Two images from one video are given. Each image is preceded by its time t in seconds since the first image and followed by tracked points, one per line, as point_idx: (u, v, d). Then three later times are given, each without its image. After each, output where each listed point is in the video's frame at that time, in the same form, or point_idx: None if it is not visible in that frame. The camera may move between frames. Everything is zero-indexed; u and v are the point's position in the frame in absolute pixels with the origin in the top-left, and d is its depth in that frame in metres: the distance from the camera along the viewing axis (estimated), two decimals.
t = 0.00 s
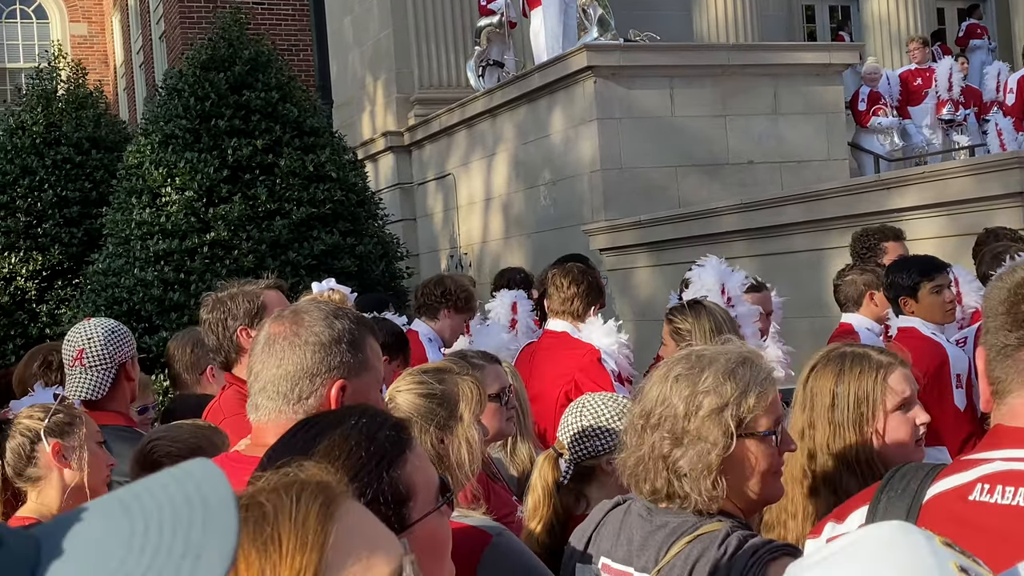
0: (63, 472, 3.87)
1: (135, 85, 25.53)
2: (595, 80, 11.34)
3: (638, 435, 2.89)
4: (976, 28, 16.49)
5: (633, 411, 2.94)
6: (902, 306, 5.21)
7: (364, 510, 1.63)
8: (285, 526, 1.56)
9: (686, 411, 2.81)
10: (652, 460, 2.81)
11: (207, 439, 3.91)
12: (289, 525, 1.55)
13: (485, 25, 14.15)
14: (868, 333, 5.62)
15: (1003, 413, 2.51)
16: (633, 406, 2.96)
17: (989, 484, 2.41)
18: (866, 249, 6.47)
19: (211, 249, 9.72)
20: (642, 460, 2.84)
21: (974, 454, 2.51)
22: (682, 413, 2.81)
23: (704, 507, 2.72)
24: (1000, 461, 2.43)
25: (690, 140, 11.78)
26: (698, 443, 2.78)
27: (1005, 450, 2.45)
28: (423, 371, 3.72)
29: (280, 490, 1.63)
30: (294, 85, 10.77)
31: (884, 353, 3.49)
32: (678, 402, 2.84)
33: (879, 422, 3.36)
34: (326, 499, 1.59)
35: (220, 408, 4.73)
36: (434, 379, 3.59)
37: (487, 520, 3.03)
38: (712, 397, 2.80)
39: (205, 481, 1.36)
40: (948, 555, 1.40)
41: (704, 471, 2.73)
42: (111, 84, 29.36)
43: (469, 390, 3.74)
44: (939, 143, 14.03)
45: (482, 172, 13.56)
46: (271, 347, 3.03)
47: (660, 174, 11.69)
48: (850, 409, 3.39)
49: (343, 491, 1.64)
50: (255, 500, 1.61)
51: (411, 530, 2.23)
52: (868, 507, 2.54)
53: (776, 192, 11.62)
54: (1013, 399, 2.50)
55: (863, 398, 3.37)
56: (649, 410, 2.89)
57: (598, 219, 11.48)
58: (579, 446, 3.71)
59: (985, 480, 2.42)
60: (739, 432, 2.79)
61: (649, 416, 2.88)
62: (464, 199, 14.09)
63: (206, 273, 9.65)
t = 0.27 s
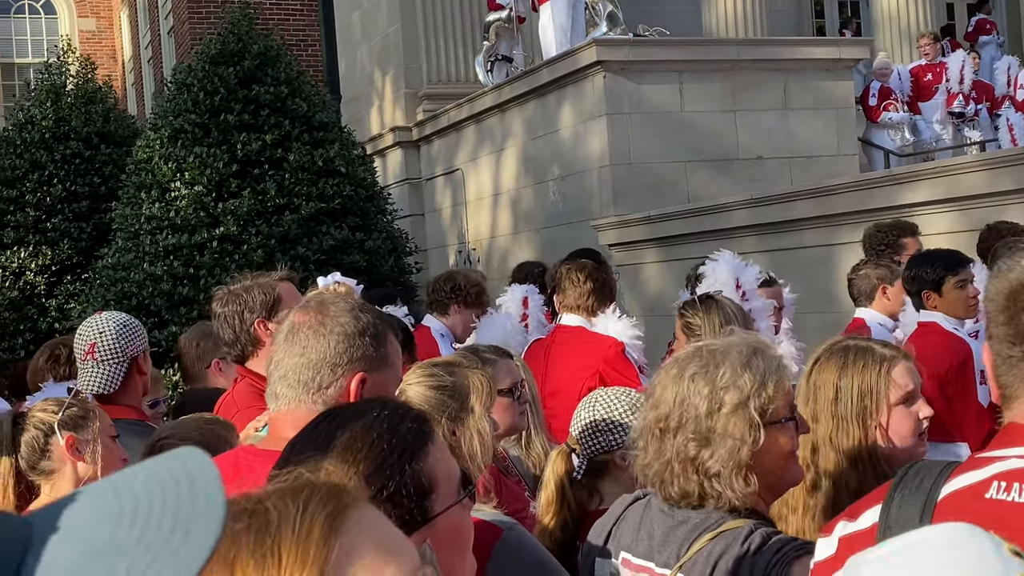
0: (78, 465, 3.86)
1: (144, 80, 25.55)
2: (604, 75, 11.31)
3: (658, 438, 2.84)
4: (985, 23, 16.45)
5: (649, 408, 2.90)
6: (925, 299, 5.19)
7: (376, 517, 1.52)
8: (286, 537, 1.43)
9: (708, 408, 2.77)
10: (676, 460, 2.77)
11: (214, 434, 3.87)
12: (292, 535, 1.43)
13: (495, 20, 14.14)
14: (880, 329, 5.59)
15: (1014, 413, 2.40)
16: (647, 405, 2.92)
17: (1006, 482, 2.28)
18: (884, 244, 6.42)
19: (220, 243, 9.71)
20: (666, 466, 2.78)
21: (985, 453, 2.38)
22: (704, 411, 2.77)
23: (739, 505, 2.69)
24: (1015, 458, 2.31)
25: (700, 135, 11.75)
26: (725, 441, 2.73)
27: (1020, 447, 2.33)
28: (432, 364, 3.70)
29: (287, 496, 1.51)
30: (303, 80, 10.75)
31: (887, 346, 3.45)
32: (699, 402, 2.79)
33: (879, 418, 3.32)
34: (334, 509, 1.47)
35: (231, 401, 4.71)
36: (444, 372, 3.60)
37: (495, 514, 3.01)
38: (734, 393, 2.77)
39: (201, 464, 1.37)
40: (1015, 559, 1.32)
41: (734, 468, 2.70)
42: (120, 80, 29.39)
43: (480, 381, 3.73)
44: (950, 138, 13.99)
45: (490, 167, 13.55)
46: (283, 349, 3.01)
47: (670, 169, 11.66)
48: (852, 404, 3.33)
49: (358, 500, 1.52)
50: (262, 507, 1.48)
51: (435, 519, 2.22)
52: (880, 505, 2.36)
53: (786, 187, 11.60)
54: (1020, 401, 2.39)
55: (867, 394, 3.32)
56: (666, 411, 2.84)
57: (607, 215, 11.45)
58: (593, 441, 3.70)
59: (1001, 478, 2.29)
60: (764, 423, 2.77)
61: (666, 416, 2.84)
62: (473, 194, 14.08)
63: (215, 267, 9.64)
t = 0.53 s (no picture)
0: (87, 459, 3.83)
1: (153, 76, 25.57)
2: (615, 70, 11.28)
3: (689, 428, 2.79)
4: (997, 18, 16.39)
5: (682, 397, 2.84)
6: (956, 294, 5.16)
7: (396, 517, 1.47)
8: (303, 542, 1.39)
9: (745, 401, 2.73)
10: (709, 450, 2.72)
11: (224, 427, 3.84)
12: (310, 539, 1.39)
13: (504, 15, 14.11)
14: (898, 324, 5.65)
15: None
16: (678, 395, 2.87)
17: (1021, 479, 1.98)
18: (908, 238, 6.37)
19: (230, 238, 9.70)
20: (694, 456, 2.74)
21: (1003, 452, 2.10)
22: (740, 404, 2.73)
23: (768, 499, 2.67)
24: None
25: (711, 131, 11.72)
26: (761, 434, 2.70)
27: None
28: (448, 357, 3.68)
29: (303, 497, 1.46)
30: (313, 75, 10.73)
31: (906, 340, 3.40)
32: (735, 395, 2.74)
33: (904, 408, 3.27)
34: (350, 511, 1.43)
35: (240, 397, 4.72)
36: (460, 365, 3.57)
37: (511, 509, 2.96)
38: (772, 388, 2.72)
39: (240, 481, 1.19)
40: None
41: (767, 463, 2.67)
42: (129, 75, 29.42)
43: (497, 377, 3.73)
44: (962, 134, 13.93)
45: (499, 163, 13.51)
46: (327, 335, 3.06)
47: (680, 164, 11.63)
48: (875, 395, 3.29)
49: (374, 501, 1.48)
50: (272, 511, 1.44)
51: (458, 513, 2.19)
52: (892, 508, 2.13)
53: (797, 183, 11.57)
54: None
55: (890, 384, 3.27)
56: (700, 401, 2.79)
57: (617, 210, 11.42)
58: (606, 437, 3.65)
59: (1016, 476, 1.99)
60: (797, 420, 2.73)
61: (700, 407, 2.79)
62: (482, 189, 14.05)
63: (225, 263, 9.64)
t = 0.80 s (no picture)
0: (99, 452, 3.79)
1: (167, 70, 25.63)
2: (629, 63, 11.25)
3: (696, 423, 2.74)
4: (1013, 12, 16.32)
5: (686, 392, 2.80)
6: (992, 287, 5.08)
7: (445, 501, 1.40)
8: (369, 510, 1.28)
9: (751, 392, 2.68)
10: (720, 444, 2.68)
11: (244, 416, 3.80)
12: (372, 504, 1.29)
13: (518, 9, 14.09)
14: (924, 317, 5.66)
15: None
16: (682, 389, 2.82)
17: None
18: (938, 231, 6.30)
19: (244, 232, 9.70)
20: (706, 450, 2.70)
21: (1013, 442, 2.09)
22: (746, 395, 2.68)
23: (782, 489, 2.64)
24: None
25: (725, 125, 11.68)
26: (770, 423, 2.66)
27: None
28: (468, 350, 3.66)
29: (352, 476, 1.37)
30: (327, 68, 10.72)
31: (928, 331, 3.39)
32: (740, 386, 2.69)
33: (928, 397, 3.24)
34: (408, 487, 1.35)
35: (251, 391, 4.67)
36: (480, 358, 3.56)
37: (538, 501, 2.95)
38: (777, 375, 2.68)
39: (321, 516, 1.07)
40: None
41: (779, 452, 2.64)
42: (143, 70, 29.49)
43: (518, 371, 3.74)
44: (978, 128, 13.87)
45: (513, 157, 13.49)
46: (354, 330, 3.06)
47: (694, 159, 11.59)
48: (899, 386, 3.26)
49: (419, 480, 1.40)
50: (327, 486, 1.33)
51: (483, 505, 2.18)
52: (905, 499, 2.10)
53: (812, 177, 11.53)
54: None
55: (915, 375, 3.25)
56: (705, 394, 2.74)
57: (631, 204, 11.39)
58: (627, 430, 3.63)
59: None
60: (807, 407, 2.68)
61: (705, 400, 2.74)
62: (495, 183, 14.03)
63: (239, 256, 9.64)
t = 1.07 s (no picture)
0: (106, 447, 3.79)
1: (180, 66, 25.67)
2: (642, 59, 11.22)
3: (718, 416, 2.75)
4: None
5: (709, 386, 2.80)
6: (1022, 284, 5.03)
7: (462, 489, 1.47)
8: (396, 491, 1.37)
9: (775, 387, 2.68)
10: (738, 438, 2.68)
11: (256, 409, 3.80)
12: (403, 489, 1.37)
13: (531, 5, 14.06)
14: (945, 313, 5.71)
15: None
16: (705, 383, 2.83)
17: None
18: (959, 227, 6.27)
19: (257, 228, 9.71)
20: (725, 443, 2.70)
21: None
22: (769, 389, 2.68)
23: (802, 485, 2.63)
24: None
25: (739, 121, 11.64)
26: (791, 419, 2.66)
27: None
28: (485, 344, 3.64)
29: (381, 463, 1.44)
30: (339, 64, 10.73)
31: (952, 329, 3.37)
32: (764, 380, 2.70)
33: (948, 394, 3.23)
34: (433, 472, 1.43)
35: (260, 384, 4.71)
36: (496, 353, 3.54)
37: (554, 496, 2.93)
38: (801, 373, 2.68)
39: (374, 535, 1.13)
40: None
41: (800, 449, 2.64)
42: (155, 65, 29.54)
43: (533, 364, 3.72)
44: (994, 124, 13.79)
45: (525, 153, 13.47)
46: (366, 326, 3.06)
47: (707, 155, 11.56)
48: (919, 383, 3.25)
49: (443, 469, 1.47)
50: (357, 473, 1.40)
51: (495, 502, 2.14)
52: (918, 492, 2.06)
53: (825, 173, 11.51)
54: None
55: (935, 371, 3.24)
56: (727, 389, 2.75)
57: (643, 201, 11.38)
58: (643, 426, 3.62)
59: None
60: (830, 405, 2.68)
61: (728, 394, 2.74)
62: (507, 179, 14.03)
63: (251, 251, 9.65)
